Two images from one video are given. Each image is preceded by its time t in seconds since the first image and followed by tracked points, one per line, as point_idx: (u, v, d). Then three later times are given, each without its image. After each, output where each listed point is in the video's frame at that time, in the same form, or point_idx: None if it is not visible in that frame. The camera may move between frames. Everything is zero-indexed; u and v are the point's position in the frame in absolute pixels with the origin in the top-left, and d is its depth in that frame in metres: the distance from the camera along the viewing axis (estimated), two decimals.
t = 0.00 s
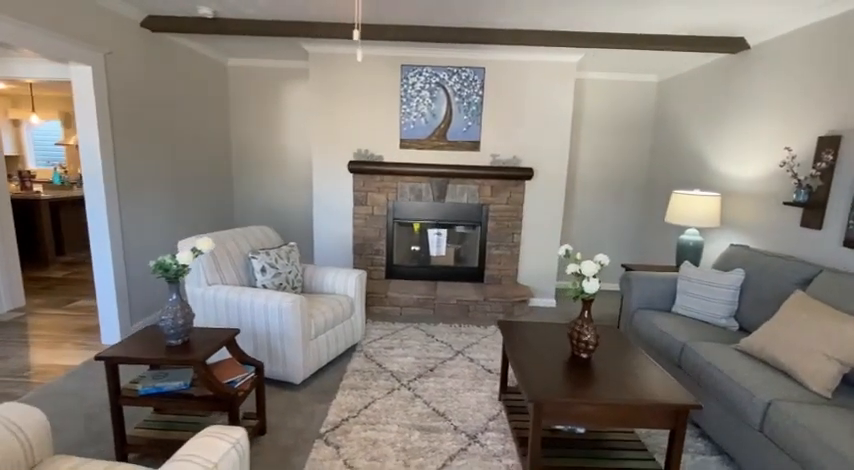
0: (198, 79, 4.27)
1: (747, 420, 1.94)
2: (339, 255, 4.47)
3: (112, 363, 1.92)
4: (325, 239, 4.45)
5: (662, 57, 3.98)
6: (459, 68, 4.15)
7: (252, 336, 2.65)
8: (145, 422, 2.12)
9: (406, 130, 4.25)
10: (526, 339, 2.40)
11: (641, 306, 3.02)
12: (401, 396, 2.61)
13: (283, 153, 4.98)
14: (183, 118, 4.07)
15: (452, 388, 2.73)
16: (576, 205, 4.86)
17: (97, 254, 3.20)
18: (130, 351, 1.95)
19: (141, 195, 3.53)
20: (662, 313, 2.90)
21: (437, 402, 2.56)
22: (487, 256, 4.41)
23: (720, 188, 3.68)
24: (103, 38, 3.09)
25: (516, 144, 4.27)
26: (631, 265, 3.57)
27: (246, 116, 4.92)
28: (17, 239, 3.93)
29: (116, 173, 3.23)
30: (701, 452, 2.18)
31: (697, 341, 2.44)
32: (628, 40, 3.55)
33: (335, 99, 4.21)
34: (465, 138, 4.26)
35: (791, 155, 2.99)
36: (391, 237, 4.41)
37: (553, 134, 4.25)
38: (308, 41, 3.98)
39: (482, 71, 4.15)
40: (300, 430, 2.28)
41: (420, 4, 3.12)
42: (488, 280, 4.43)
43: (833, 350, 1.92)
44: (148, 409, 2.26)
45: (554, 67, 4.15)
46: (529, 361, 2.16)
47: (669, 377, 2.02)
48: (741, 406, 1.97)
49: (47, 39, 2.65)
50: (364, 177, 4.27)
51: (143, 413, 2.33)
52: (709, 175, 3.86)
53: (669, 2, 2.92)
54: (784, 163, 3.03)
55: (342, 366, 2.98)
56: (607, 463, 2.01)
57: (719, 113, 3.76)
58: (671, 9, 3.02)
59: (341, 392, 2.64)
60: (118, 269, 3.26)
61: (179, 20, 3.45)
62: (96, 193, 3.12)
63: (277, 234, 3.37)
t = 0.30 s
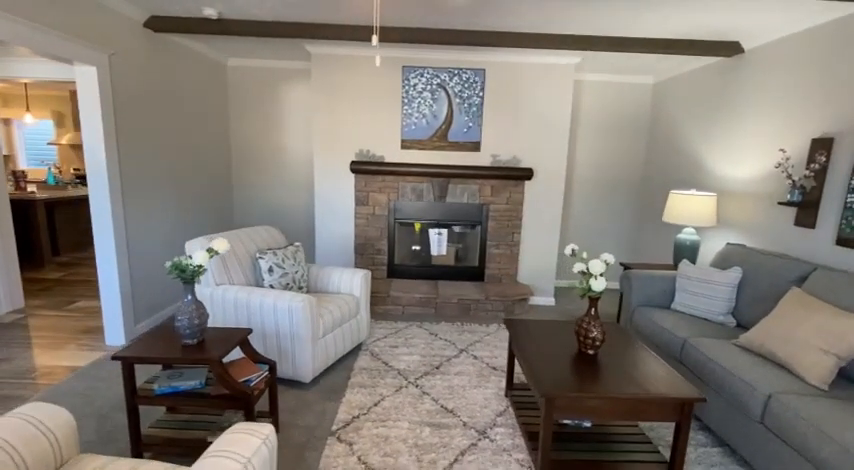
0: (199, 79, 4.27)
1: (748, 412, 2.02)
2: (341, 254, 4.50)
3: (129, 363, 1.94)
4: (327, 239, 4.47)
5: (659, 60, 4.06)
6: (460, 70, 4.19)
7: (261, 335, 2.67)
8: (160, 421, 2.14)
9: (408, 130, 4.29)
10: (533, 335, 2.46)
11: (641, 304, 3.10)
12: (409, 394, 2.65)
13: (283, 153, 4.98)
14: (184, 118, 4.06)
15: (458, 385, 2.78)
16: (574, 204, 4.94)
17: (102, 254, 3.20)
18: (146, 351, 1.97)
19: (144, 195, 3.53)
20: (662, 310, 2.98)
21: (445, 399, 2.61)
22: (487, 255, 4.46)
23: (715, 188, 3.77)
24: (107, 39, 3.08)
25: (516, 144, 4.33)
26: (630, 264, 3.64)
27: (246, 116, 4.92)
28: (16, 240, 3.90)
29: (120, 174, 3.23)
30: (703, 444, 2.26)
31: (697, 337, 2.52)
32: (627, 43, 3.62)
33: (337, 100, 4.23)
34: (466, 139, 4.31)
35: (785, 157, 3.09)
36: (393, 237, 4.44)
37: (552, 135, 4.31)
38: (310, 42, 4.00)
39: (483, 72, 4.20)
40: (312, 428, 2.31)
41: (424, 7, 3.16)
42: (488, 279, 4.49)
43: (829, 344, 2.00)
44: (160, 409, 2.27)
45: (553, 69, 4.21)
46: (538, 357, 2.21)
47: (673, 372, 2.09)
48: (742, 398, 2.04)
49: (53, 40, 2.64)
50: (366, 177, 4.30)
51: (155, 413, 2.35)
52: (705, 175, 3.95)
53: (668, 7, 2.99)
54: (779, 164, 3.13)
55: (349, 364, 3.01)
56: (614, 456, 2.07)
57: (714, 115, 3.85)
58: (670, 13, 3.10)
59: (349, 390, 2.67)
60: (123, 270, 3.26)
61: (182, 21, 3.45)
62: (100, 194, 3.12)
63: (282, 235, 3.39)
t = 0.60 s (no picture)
0: (199, 77, 4.23)
1: (755, 409, 2.04)
2: (342, 254, 4.48)
3: (137, 364, 1.90)
4: (328, 239, 4.45)
5: (659, 60, 4.09)
6: (461, 69, 4.19)
7: (267, 336, 2.65)
8: (167, 423, 2.11)
9: (409, 130, 4.29)
10: (540, 335, 2.46)
11: (644, 303, 3.12)
12: (416, 393, 2.64)
13: (282, 153, 4.95)
14: (184, 117, 4.02)
15: (465, 385, 2.78)
16: (574, 204, 4.96)
17: (102, 254, 3.16)
18: (154, 352, 1.93)
19: (145, 195, 3.49)
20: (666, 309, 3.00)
21: (453, 398, 2.61)
22: (488, 254, 4.47)
23: (716, 187, 3.80)
24: (107, 36, 3.04)
25: (518, 144, 4.34)
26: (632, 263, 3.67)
27: (244, 115, 4.88)
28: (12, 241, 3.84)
29: (120, 173, 3.20)
30: (710, 441, 2.28)
31: (702, 335, 2.54)
32: (629, 43, 3.64)
33: (338, 99, 4.21)
34: (467, 138, 4.31)
35: (786, 156, 3.12)
36: (394, 236, 4.44)
37: (553, 134, 4.33)
38: (311, 40, 3.97)
39: (484, 72, 4.20)
40: (319, 428, 2.30)
41: (429, 6, 3.15)
42: (489, 279, 4.49)
43: (834, 341, 2.02)
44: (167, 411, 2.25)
45: (554, 69, 4.22)
46: (547, 356, 2.22)
47: (682, 370, 2.11)
48: (749, 396, 2.06)
49: (53, 37, 2.60)
50: (367, 177, 4.28)
51: (161, 414, 2.32)
52: (705, 175, 3.99)
53: (671, 7, 3.01)
54: (780, 164, 3.16)
55: (353, 365, 3.00)
56: (624, 455, 2.08)
57: (714, 115, 3.89)
58: (672, 14, 3.12)
59: (356, 390, 2.66)
60: (123, 270, 3.22)
61: (183, 18, 3.41)
62: (101, 193, 3.08)
63: (285, 235, 3.37)
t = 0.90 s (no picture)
0: (199, 74, 4.14)
1: (776, 409, 2.02)
2: (345, 254, 4.42)
3: (148, 369, 1.84)
4: (331, 238, 4.39)
5: (664, 58, 4.07)
6: (466, 67, 4.15)
7: (276, 338, 2.59)
8: (177, 429, 2.05)
9: (414, 128, 4.24)
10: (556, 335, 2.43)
11: (655, 302, 3.10)
12: (429, 395, 2.60)
13: (283, 151, 4.88)
14: (184, 114, 3.94)
15: (477, 386, 2.74)
16: (577, 202, 4.94)
17: (103, 254, 3.08)
18: (165, 356, 1.87)
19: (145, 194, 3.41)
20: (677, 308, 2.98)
21: (466, 400, 2.57)
22: (493, 253, 4.44)
23: (723, 186, 3.79)
24: (107, 31, 2.96)
25: (523, 142, 4.30)
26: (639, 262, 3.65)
27: (245, 113, 4.80)
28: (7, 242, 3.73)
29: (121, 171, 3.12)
30: (728, 442, 2.26)
31: (717, 334, 2.53)
32: (638, 40, 3.61)
33: (342, 97, 4.15)
34: (472, 137, 4.27)
35: (796, 155, 3.10)
36: (398, 236, 4.39)
37: (559, 133, 4.30)
38: (314, 37, 3.91)
39: (490, 69, 4.17)
40: (333, 432, 2.25)
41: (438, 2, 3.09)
42: (494, 278, 4.46)
43: None
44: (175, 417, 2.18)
45: (560, 67, 4.19)
46: (565, 357, 2.18)
47: (702, 370, 2.09)
48: (770, 396, 2.05)
49: (53, 30, 2.52)
50: (371, 175, 4.23)
51: (168, 420, 2.26)
52: (711, 173, 3.98)
53: (682, 5, 2.99)
54: (789, 163, 3.14)
55: (362, 366, 2.95)
56: (644, 457, 2.06)
57: (720, 114, 3.88)
58: (682, 11, 3.10)
59: (367, 392, 2.61)
60: (124, 271, 3.14)
61: (185, 13, 3.33)
62: (101, 191, 3.00)
63: (290, 234, 3.31)
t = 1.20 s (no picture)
0: (199, 71, 4.04)
1: (804, 417, 1.97)
2: (349, 255, 4.34)
3: (155, 380, 1.75)
4: (334, 240, 4.30)
5: (673, 57, 4.03)
6: (473, 65, 4.08)
7: (284, 344, 2.51)
8: (184, 442, 1.96)
9: (419, 127, 4.16)
10: (574, 340, 2.37)
11: (669, 305, 3.05)
12: (442, 402, 2.53)
13: (285, 151, 4.78)
14: (184, 112, 3.84)
15: (490, 392, 2.67)
16: (583, 202, 4.89)
17: (102, 257, 2.98)
18: (173, 366, 1.78)
19: (145, 194, 3.31)
20: (692, 311, 2.93)
21: (480, 407, 2.50)
22: (499, 255, 4.37)
23: (733, 187, 3.75)
24: (107, 27, 2.86)
25: (530, 142, 4.24)
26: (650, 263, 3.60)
27: (245, 111, 4.70)
28: None
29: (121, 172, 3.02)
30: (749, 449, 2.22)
31: (736, 339, 2.48)
32: (648, 39, 3.55)
33: (346, 95, 4.07)
34: (479, 136, 4.20)
35: (811, 155, 3.05)
36: (403, 237, 4.31)
37: (566, 132, 4.24)
38: (318, 34, 3.81)
39: (497, 68, 4.10)
40: (346, 442, 2.17)
41: None
42: (500, 280, 4.40)
43: None
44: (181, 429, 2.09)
45: (568, 65, 4.13)
46: (585, 363, 2.12)
47: (727, 376, 2.04)
48: (796, 402, 2.00)
49: (51, 25, 2.41)
50: (376, 175, 4.15)
51: (173, 432, 2.18)
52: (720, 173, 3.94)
53: (697, 2, 2.94)
54: (804, 163, 3.10)
55: (372, 372, 2.87)
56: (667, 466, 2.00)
57: (729, 113, 3.84)
58: (696, 9, 3.05)
59: (378, 400, 2.54)
60: (124, 274, 3.04)
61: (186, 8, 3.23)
62: (100, 192, 2.90)
63: (295, 236, 3.22)
